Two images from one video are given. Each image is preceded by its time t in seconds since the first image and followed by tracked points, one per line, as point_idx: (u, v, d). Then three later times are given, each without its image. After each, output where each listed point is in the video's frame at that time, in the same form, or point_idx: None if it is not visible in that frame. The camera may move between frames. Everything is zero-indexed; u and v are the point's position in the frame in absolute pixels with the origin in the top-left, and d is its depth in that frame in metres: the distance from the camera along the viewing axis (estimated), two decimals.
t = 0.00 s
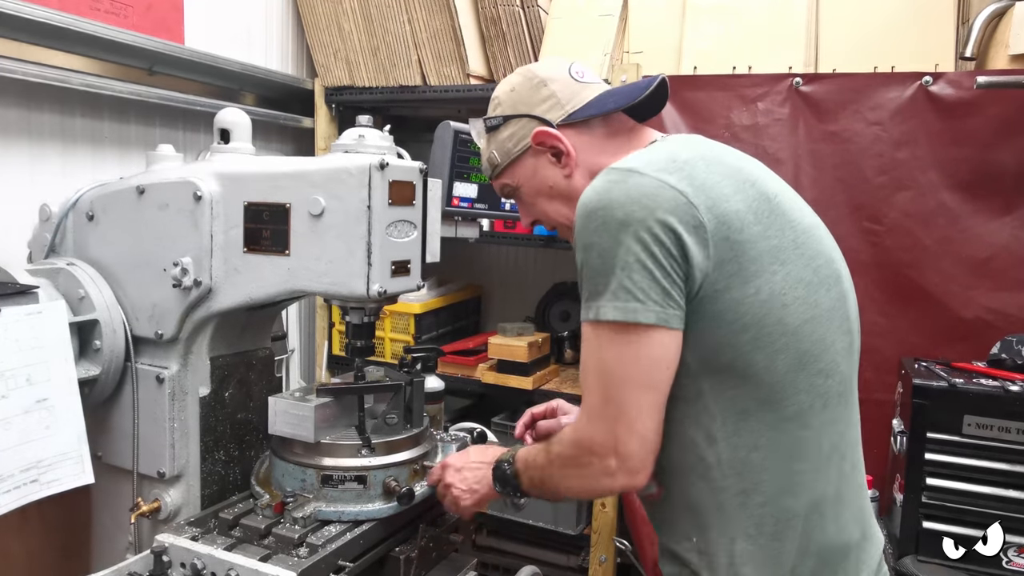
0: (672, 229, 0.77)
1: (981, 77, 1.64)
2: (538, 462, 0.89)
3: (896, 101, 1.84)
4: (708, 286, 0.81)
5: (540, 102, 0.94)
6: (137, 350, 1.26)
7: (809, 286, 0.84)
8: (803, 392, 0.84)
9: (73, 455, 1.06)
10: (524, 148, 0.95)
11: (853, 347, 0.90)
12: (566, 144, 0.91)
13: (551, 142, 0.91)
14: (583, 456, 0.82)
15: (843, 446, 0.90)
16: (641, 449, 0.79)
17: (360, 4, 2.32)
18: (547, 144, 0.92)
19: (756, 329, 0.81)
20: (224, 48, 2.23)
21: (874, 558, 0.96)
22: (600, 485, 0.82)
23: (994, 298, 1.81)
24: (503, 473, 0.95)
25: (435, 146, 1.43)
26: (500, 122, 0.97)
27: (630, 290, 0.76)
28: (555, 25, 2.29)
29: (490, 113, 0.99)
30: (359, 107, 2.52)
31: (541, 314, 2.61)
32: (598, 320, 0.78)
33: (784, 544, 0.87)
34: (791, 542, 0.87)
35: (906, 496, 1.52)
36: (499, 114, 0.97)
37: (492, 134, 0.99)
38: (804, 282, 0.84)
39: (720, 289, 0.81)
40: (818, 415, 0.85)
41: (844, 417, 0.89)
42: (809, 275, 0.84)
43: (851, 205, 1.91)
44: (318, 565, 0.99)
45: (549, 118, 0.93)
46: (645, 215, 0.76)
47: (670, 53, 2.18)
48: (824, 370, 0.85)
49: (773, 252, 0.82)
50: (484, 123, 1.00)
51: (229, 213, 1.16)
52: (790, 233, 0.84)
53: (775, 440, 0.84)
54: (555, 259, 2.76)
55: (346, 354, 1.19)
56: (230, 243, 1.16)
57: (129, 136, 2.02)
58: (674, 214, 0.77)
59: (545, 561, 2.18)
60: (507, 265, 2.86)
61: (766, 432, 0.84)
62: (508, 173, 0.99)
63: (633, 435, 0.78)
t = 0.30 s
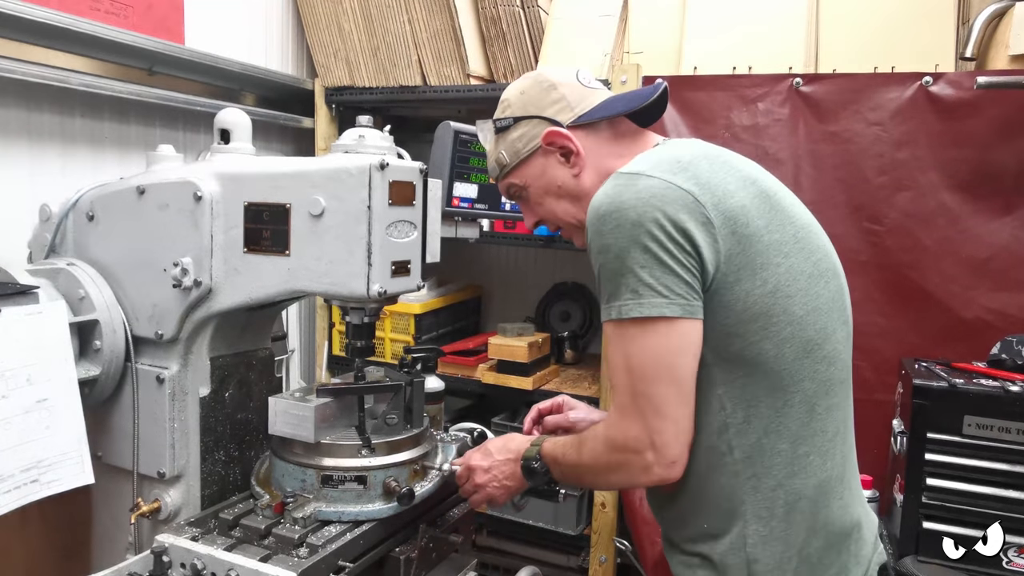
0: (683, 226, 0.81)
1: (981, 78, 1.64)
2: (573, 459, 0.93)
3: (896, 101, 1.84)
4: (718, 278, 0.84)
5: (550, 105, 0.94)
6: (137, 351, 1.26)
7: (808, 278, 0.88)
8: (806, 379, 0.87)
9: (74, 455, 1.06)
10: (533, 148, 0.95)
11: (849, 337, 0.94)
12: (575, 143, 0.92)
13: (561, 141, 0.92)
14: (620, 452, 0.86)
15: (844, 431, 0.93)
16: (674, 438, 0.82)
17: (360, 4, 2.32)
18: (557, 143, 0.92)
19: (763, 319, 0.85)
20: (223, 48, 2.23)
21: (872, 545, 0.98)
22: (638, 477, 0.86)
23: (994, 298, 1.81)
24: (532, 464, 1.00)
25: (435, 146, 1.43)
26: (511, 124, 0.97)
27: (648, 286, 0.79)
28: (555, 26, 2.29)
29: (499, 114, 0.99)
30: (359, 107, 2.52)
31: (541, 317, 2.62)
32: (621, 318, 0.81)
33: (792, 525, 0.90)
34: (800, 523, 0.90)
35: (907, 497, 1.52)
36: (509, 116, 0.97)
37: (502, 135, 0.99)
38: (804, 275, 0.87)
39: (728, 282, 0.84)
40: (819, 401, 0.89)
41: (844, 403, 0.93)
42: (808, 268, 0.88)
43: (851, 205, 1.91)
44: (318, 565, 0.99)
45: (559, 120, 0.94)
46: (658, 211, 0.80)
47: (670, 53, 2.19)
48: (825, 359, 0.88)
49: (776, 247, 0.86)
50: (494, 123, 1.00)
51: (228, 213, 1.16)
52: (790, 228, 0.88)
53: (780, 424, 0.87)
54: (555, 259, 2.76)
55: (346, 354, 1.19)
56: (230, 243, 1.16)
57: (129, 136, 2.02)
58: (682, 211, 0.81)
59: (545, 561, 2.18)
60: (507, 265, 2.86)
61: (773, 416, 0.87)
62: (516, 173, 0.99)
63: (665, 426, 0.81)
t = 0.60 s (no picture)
0: (709, 216, 0.81)
1: (981, 78, 1.64)
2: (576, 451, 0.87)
3: (896, 102, 1.84)
4: (738, 270, 0.84)
5: (566, 95, 0.94)
6: (137, 351, 1.26)
7: (820, 278, 0.89)
8: (817, 373, 0.88)
9: (74, 456, 1.06)
10: (548, 136, 0.94)
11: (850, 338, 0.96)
12: (590, 132, 0.92)
13: (575, 129, 0.92)
14: (635, 442, 0.81)
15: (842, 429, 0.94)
16: (698, 429, 0.79)
17: (360, 4, 2.32)
18: (572, 131, 0.92)
19: (779, 312, 0.85)
20: (223, 48, 2.23)
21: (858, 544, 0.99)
22: (653, 470, 0.82)
23: (994, 298, 1.81)
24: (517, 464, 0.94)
25: (435, 146, 1.43)
26: (526, 111, 0.96)
27: (682, 272, 0.78)
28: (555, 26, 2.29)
29: (513, 102, 0.98)
30: (359, 107, 2.52)
31: (541, 317, 2.62)
32: (649, 304, 0.79)
33: (788, 517, 0.90)
34: (796, 515, 0.90)
35: (907, 497, 1.52)
36: (524, 104, 0.97)
37: (515, 123, 0.98)
38: (817, 275, 0.88)
39: (747, 276, 0.84)
40: (826, 399, 0.90)
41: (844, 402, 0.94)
42: (820, 268, 0.89)
43: (851, 205, 1.91)
44: (318, 565, 0.99)
45: (574, 109, 0.94)
46: (686, 198, 0.80)
47: (670, 53, 2.19)
48: (834, 356, 0.89)
49: (793, 244, 0.87)
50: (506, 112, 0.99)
51: (229, 213, 1.16)
52: (804, 229, 0.89)
53: (785, 418, 0.88)
54: (555, 259, 2.76)
55: (346, 354, 1.19)
56: (230, 243, 1.16)
57: (129, 136, 2.02)
58: (709, 201, 0.81)
59: (545, 561, 2.17)
60: (508, 265, 2.86)
61: (778, 410, 0.88)
62: (527, 161, 0.97)
63: (692, 411, 0.78)
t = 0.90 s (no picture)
0: (711, 233, 0.80)
1: (981, 78, 1.64)
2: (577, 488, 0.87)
3: (896, 102, 1.84)
4: (740, 287, 0.84)
5: (557, 83, 0.94)
6: (137, 351, 1.26)
7: (819, 287, 0.89)
8: (814, 385, 0.88)
9: (73, 456, 1.06)
10: (536, 126, 0.94)
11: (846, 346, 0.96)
12: (579, 122, 0.92)
13: (564, 119, 0.92)
14: (637, 479, 0.81)
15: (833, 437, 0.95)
16: (702, 461, 0.79)
17: (360, 5, 2.32)
18: (560, 121, 0.92)
19: (780, 327, 0.85)
20: (223, 48, 2.23)
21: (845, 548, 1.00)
22: (655, 506, 0.81)
23: (994, 298, 1.81)
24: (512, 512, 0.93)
25: (435, 146, 1.43)
26: (515, 99, 0.96)
27: (687, 295, 0.78)
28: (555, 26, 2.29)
29: (505, 89, 0.98)
30: (359, 107, 2.52)
31: (541, 317, 2.63)
32: (651, 330, 0.78)
33: (768, 531, 0.90)
34: (774, 529, 0.90)
35: (906, 497, 1.52)
36: (514, 91, 0.97)
37: (505, 111, 0.98)
38: (816, 284, 0.88)
39: (747, 290, 0.84)
40: (820, 408, 0.90)
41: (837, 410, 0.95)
42: (819, 277, 0.89)
43: (851, 205, 1.91)
44: (318, 566, 0.99)
45: (565, 98, 0.93)
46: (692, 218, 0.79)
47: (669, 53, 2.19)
48: (830, 367, 0.90)
49: (794, 254, 0.86)
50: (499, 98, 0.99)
51: (229, 213, 1.16)
52: (804, 236, 0.89)
53: (774, 431, 0.88)
54: (555, 259, 2.76)
55: (346, 354, 1.19)
56: (230, 243, 1.16)
57: (129, 137, 2.02)
58: (713, 219, 0.80)
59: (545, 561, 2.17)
60: (508, 265, 2.86)
61: (765, 423, 0.88)
62: (515, 151, 0.98)
63: (694, 444, 0.78)
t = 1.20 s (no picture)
0: (687, 255, 0.77)
1: (981, 78, 1.64)
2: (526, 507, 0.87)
3: (896, 102, 1.84)
4: (717, 309, 0.81)
5: (542, 78, 0.91)
6: (137, 351, 1.26)
7: (806, 304, 0.85)
8: (794, 406, 0.86)
9: (73, 456, 1.06)
10: (521, 124, 0.93)
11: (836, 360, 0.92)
12: (564, 120, 0.89)
13: (549, 117, 0.89)
14: (587, 504, 0.81)
15: (817, 454, 0.92)
16: (654, 494, 0.78)
17: (360, 5, 2.32)
18: (545, 119, 0.89)
19: (760, 349, 0.83)
20: (224, 48, 2.23)
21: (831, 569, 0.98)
22: (605, 533, 0.81)
23: (994, 299, 1.81)
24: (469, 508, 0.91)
25: (435, 147, 1.44)
26: (498, 95, 0.94)
27: (654, 323, 0.76)
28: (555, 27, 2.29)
29: (489, 84, 0.97)
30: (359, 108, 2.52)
31: (541, 317, 2.62)
32: (614, 356, 0.77)
33: (738, 554, 0.89)
34: (743, 554, 0.89)
35: (907, 497, 1.52)
36: (498, 86, 0.95)
37: (489, 107, 0.97)
38: (802, 301, 0.84)
39: (724, 309, 0.82)
40: (802, 427, 0.87)
41: (822, 426, 0.92)
42: (807, 293, 0.85)
43: (851, 205, 1.91)
44: (318, 566, 0.99)
45: (550, 94, 0.90)
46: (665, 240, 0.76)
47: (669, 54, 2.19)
48: (815, 386, 0.87)
49: (778, 271, 0.83)
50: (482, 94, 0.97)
51: (229, 214, 1.16)
52: (792, 248, 0.84)
53: (750, 453, 0.86)
54: (556, 259, 2.76)
55: (346, 355, 1.19)
56: (230, 243, 1.16)
57: (129, 137, 2.02)
58: (689, 242, 0.77)
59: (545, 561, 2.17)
60: (507, 266, 2.86)
61: (739, 444, 0.86)
62: (502, 149, 0.97)
63: (648, 477, 0.77)
